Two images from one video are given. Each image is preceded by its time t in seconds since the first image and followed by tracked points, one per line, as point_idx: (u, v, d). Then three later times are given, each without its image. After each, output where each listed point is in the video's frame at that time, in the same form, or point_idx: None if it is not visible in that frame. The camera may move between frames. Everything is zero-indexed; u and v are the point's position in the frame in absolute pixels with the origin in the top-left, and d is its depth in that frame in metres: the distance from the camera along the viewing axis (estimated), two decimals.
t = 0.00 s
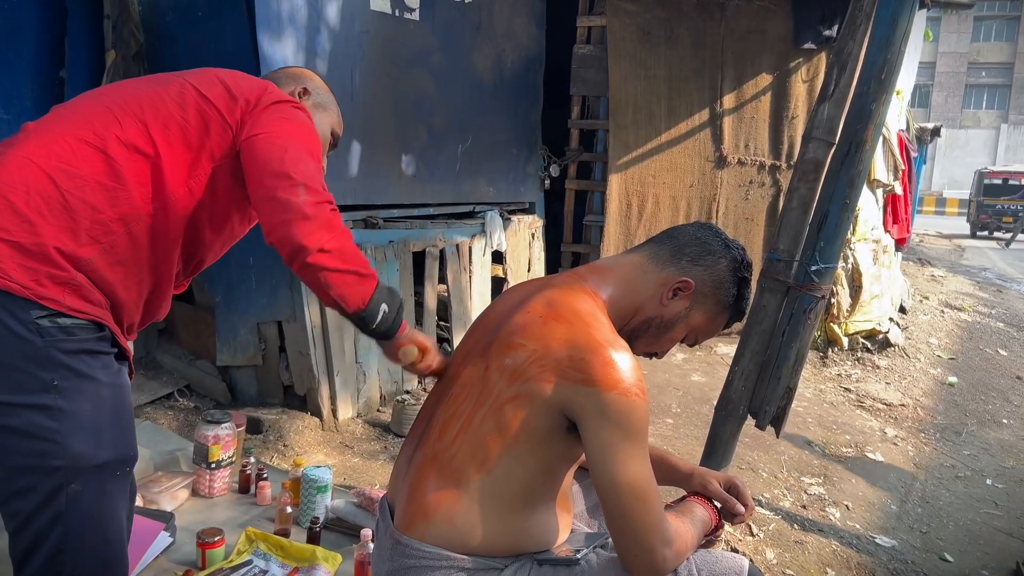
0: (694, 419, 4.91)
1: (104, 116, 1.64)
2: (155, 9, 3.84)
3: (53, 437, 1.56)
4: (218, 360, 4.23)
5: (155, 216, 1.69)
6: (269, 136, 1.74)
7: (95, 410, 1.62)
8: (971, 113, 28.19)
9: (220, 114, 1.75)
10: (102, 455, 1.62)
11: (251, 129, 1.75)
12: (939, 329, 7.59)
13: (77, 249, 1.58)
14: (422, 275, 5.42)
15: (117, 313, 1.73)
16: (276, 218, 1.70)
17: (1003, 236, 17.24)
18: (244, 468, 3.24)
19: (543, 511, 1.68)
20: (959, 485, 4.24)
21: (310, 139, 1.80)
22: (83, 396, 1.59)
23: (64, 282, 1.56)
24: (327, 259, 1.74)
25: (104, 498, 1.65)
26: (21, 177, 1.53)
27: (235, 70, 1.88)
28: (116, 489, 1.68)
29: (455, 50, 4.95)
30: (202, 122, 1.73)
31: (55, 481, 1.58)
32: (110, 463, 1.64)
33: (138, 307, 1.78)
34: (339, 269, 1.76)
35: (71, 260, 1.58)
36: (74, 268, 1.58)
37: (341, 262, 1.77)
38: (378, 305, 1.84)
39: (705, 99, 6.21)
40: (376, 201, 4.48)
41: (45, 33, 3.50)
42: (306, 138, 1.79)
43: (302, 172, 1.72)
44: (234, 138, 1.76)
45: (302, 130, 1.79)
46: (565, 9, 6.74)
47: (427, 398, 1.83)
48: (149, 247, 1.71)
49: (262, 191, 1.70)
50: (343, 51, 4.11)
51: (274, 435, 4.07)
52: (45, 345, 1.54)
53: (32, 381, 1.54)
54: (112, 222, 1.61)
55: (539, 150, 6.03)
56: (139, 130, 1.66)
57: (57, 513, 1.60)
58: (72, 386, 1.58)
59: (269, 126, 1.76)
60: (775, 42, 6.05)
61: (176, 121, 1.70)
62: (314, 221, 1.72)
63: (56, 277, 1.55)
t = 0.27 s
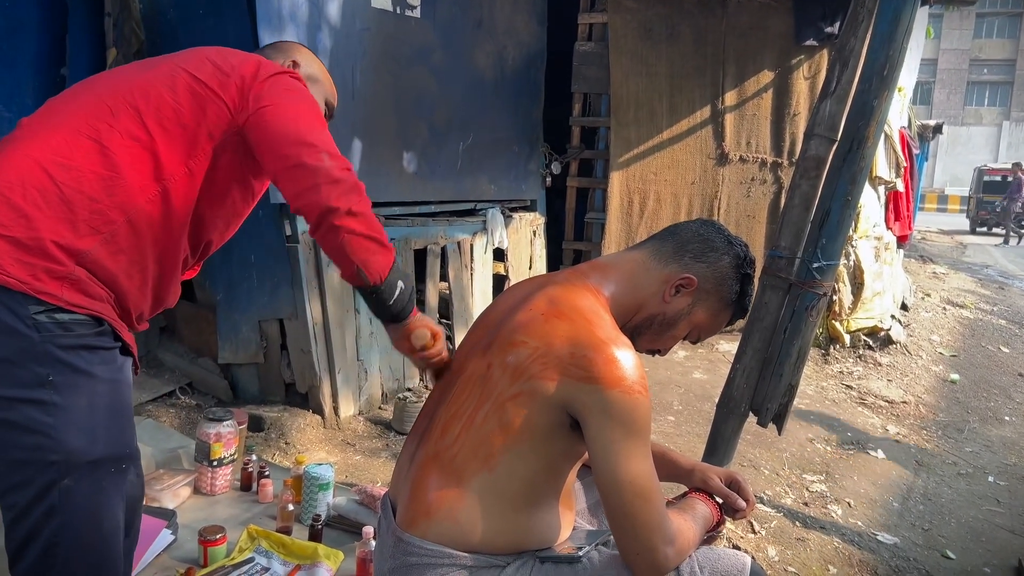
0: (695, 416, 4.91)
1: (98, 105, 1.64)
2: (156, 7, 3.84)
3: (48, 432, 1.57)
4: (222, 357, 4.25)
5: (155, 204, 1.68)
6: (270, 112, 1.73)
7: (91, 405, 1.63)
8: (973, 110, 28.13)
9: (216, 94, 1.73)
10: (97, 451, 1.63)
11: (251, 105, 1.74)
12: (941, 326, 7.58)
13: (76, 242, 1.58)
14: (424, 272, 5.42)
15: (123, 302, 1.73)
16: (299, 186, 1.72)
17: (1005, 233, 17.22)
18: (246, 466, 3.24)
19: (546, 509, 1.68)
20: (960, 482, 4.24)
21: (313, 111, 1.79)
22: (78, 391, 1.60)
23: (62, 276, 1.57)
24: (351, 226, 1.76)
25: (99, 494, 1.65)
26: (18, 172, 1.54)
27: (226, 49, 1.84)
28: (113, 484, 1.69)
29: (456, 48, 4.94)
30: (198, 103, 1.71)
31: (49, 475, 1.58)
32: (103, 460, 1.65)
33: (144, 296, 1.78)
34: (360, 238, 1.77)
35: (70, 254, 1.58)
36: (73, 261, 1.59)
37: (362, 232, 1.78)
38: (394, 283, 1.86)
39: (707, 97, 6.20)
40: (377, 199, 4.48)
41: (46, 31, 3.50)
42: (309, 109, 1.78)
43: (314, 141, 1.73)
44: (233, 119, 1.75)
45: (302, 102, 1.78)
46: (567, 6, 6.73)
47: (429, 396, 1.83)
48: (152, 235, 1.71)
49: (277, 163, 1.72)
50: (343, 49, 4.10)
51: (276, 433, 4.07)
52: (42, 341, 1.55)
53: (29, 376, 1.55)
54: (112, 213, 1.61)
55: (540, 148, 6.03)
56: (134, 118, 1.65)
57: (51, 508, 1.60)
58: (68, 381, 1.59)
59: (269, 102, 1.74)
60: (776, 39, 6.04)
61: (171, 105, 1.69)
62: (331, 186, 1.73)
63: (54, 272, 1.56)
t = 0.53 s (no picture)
0: (697, 415, 4.91)
1: (102, 95, 1.62)
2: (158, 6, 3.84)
3: (61, 424, 1.56)
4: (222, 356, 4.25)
5: (165, 194, 1.67)
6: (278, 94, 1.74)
7: (104, 398, 1.62)
8: (974, 108, 28.08)
9: (220, 79, 1.72)
10: (111, 443, 1.62)
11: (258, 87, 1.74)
12: (942, 324, 7.57)
13: (88, 233, 1.57)
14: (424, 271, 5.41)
15: (134, 292, 1.73)
16: (323, 153, 1.75)
17: (1006, 231, 17.20)
18: (247, 465, 3.24)
19: (547, 508, 1.68)
20: (963, 480, 4.24)
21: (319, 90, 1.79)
22: (91, 383, 1.59)
23: (74, 269, 1.56)
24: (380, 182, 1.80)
25: (114, 487, 1.65)
26: (26, 166, 1.52)
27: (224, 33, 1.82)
28: (127, 477, 1.68)
29: (457, 46, 4.94)
30: (202, 89, 1.70)
31: (64, 468, 1.58)
32: (118, 451, 1.64)
33: (155, 287, 1.78)
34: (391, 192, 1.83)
35: (81, 246, 1.57)
36: (84, 254, 1.58)
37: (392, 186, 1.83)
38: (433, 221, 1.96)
39: (708, 95, 6.19)
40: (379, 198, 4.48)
41: (47, 30, 3.51)
42: (315, 88, 1.78)
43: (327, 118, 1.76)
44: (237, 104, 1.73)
45: (307, 81, 1.78)
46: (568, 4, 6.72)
47: (431, 393, 1.83)
48: (163, 225, 1.70)
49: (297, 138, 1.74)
50: (345, 47, 4.11)
51: (278, 431, 4.07)
52: (54, 333, 1.54)
53: (42, 369, 1.54)
54: (122, 203, 1.60)
55: (542, 146, 6.02)
56: (140, 107, 1.63)
57: (67, 500, 1.60)
58: (81, 373, 1.58)
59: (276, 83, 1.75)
60: (777, 38, 6.03)
61: (176, 92, 1.67)
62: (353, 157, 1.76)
63: (66, 264, 1.55)
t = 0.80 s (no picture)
0: (699, 414, 4.91)
1: (105, 88, 1.61)
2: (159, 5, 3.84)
3: (74, 422, 1.57)
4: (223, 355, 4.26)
5: (174, 185, 1.68)
6: (279, 79, 1.76)
7: (116, 396, 1.63)
8: (975, 106, 28.05)
9: (220, 66, 1.72)
10: (123, 440, 1.64)
11: (258, 73, 1.75)
12: (944, 323, 7.56)
13: (101, 227, 1.58)
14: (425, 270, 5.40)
15: (147, 285, 1.74)
16: (330, 146, 1.80)
17: (1008, 230, 17.18)
18: (249, 464, 3.24)
19: (549, 508, 1.68)
20: (964, 480, 4.23)
21: (318, 75, 1.82)
22: (103, 381, 1.60)
23: (87, 265, 1.57)
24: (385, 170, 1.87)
25: (125, 484, 1.67)
26: (36, 162, 1.52)
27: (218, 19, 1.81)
28: (137, 473, 1.70)
29: (459, 45, 4.94)
30: (203, 78, 1.70)
31: (77, 465, 1.59)
32: (129, 449, 1.65)
33: (167, 279, 1.78)
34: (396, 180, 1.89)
35: (95, 242, 1.58)
36: (98, 249, 1.58)
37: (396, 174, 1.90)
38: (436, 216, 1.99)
39: (709, 94, 6.18)
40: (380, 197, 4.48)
41: (48, 29, 3.50)
42: (314, 73, 1.81)
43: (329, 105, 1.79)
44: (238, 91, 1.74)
45: (305, 66, 1.79)
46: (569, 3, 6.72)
47: (434, 393, 1.83)
48: (174, 216, 1.71)
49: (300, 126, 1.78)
50: (346, 46, 4.11)
51: (279, 431, 4.07)
52: (67, 331, 1.55)
53: (55, 367, 1.55)
54: (134, 196, 1.61)
55: (543, 145, 6.02)
56: (144, 99, 1.63)
57: (78, 497, 1.62)
58: (93, 371, 1.59)
59: (276, 68, 1.76)
60: (779, 37, 6.02)
61: (178, 82, 1.67)
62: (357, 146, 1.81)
63: (79, 260, 1.56)
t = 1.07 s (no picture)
0: (699, 413, 4.90)
1: (112, 90, 1.63)
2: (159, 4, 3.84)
3: (97, 420, 1.60)
4: (224, 354, 4.27)
5: (183, 186, 1.70)
6: (273, 89, 1.73)
7: (138, 393, 1.66)
8: (976, 105, 28.01)
9: (221, 70, 1.72)
10: (146, 437, 1.66)
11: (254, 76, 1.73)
12: (944, 322, 7.56)
13: (117, 228, 1.61)
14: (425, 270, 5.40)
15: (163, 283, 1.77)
16: (292, 187, 1.76)
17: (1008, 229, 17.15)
18: (249, 464, 3.25)
19: (548, 507, 1.68)
20: (965, 479, 4.23)
21: (313, 85, 1.79)
22: (124, 379, 1.63)
23: (105, 265, 1.60)
24: (359, 202, 1.80)
25: (147, 480, 1.69)
26: (51, 165, 1.55)
27: (218, 15, 1.82)
28: (158, 471, 1.72)
29: (459, 45, 4.94)
30: (207, 80, 1.71)
31: (100, 463, 1.62)
32: (151, 445, 1.67)
33: (183, 275, 1.81)
34: (368, 215, 1.82)
35: (111, 243, 1.61)
36: (115, 249, 1.62)
37: (371, 206, 1.82)
38: (412, 245, 1.90)
39: (709, 93, 6.18)
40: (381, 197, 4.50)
41: (49, 28, 3.51)
42: (308, 82, 1.77)
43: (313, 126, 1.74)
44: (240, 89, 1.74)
45: (300, 74, 1.76)
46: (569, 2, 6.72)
47: (434, 392, 1.83)
48: (187, 214, 1.74)
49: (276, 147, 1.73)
50: (346, 46, 4.11)
51: (279, 430, 4.08)
52: (89, 331, 1.58)
53: (77, 366, 1.58)
54: (146, 197, 1.64)
55: (543, 145, 6.02)
56: (151, 101, 1.65)
57: (102, 494, 1.64)
58: (115, 369, 1.62)
59: (272, 73, 1.73)
60: (779, 36, 6.02)
61: (181, 84, 1.68)
62: (327, 182, 1.76)
63: (97, 261, 1.59)
